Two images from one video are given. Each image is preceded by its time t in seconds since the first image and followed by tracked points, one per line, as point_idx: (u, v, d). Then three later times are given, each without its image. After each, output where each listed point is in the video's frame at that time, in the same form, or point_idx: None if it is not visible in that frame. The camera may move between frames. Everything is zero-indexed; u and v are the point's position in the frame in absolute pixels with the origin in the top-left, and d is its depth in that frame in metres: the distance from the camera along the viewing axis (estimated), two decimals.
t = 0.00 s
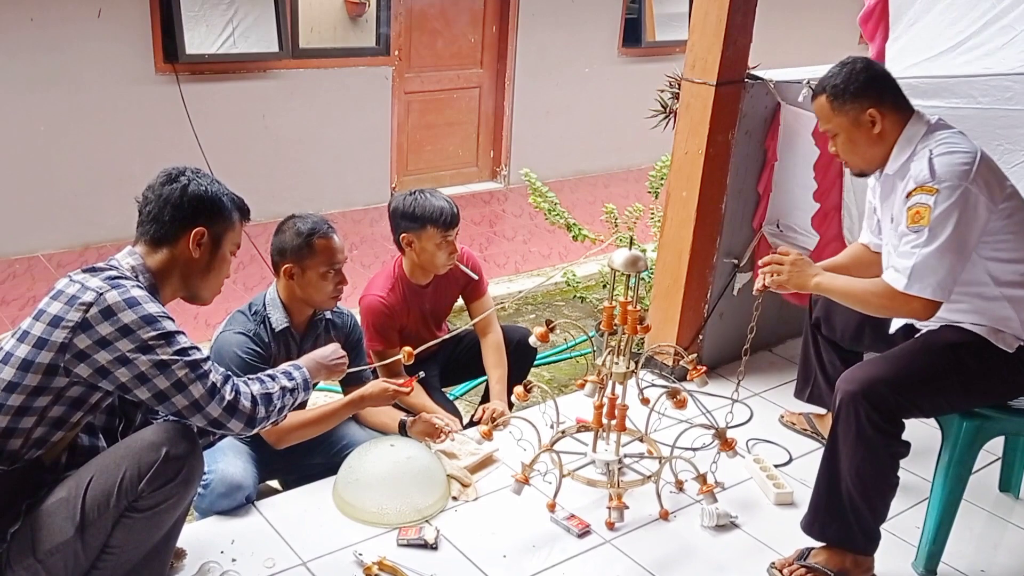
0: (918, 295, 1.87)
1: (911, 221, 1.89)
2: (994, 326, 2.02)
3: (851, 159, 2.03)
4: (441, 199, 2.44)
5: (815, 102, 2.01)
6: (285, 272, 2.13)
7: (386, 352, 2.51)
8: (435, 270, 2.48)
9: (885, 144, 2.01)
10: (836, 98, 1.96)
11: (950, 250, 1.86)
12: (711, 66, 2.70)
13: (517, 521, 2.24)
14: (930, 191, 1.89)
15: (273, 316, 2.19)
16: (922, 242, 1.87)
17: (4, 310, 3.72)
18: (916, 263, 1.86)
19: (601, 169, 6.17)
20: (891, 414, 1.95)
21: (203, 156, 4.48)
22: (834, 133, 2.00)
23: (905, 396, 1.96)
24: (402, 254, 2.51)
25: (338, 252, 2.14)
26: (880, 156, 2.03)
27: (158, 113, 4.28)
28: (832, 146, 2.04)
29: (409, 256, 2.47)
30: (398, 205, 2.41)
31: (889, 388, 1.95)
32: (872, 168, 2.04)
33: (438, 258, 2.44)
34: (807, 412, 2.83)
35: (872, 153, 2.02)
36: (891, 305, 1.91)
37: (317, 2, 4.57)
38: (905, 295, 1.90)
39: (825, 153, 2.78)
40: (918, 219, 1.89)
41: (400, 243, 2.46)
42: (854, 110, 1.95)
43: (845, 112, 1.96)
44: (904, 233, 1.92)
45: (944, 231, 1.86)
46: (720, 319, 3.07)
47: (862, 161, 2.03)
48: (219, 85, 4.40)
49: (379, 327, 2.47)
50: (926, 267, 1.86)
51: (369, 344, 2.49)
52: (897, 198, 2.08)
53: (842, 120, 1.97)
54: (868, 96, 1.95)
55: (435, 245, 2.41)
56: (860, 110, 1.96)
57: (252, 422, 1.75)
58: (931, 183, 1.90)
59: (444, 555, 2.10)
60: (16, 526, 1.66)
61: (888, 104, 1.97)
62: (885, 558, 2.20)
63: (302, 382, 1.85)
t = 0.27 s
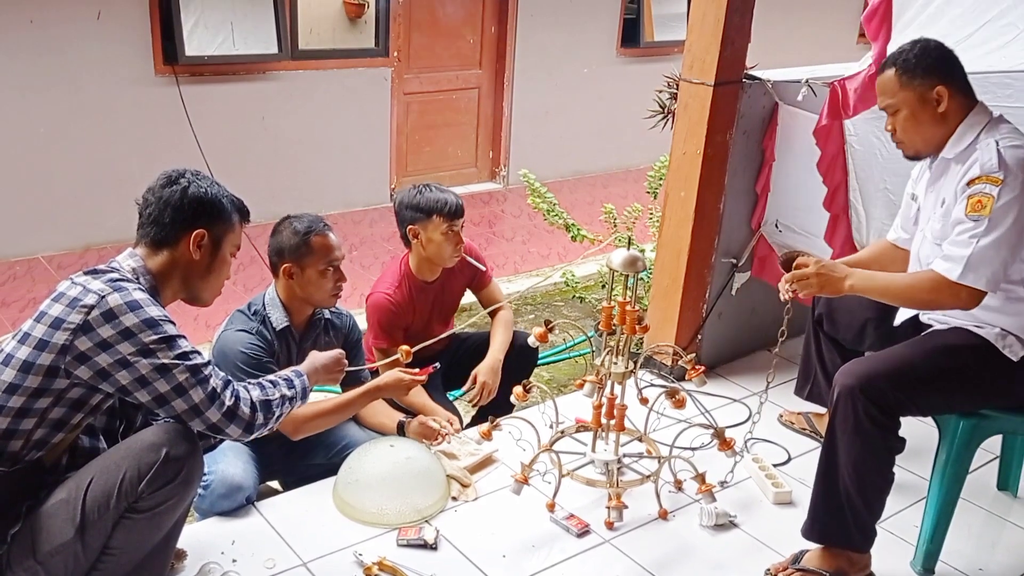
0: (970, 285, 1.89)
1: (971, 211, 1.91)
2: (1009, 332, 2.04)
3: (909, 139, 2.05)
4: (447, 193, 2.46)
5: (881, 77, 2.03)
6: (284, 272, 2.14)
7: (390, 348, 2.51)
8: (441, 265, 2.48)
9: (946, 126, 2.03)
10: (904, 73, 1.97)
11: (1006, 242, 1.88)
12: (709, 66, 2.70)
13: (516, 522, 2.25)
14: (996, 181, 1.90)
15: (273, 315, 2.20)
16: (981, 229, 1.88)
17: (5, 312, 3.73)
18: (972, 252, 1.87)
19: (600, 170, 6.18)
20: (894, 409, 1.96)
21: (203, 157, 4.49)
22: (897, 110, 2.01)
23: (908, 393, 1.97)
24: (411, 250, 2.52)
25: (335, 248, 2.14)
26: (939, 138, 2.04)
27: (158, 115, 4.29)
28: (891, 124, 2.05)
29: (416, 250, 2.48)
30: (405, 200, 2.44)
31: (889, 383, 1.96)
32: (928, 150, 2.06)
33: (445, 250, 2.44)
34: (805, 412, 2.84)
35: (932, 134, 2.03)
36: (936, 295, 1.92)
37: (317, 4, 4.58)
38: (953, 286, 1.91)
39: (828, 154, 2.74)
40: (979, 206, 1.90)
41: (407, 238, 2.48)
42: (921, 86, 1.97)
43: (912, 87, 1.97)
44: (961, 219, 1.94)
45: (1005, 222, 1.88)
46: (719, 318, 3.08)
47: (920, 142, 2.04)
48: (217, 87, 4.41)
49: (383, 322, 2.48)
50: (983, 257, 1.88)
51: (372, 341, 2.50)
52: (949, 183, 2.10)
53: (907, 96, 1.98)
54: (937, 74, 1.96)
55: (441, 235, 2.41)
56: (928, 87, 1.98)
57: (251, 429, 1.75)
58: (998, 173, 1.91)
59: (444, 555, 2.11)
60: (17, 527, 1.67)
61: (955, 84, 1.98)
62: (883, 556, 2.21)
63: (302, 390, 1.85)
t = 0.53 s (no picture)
0: (987, 274, 1.89)
1: (989, 200, 1.92)
2: (1014, 332, 2.04)
3: (935, 130, 2.06)
4: (465, 196, 2.48)
5: (912, 67, 2.04)
6: (284, 274, 2.13)
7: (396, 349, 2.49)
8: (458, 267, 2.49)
9: (973, 117, 2.03)
10: (933, 62, 1.99)
11: None
12: (708, 65, 2.70)
13: (517, 522, 2.25)
14: (1017, 170, 1.92)
15: (272, 317, 2.20)
16: (1000, 217, 1.88)
17: (4, 314, 3.73)
18: (989, 240, 1.87)
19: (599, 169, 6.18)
20: (896, 406, 1.96)
21: (202, 159, 4.48)
22: (925, 99, 2.02)
23: (910, 392, 1.97)
24: (427, 252, 2.53)
25: (335, 249, 2.14)
26: (966, 129, 2.05)
27: (157, 116, 4.29)
28: (918, 114, 2.06)
29: (433, 252, 2.49)
30: (422, 201, 2.45)
31: (893, 380, 1.96)
32: (955, 141, 2.07)
33: (462, 252, 2.45)
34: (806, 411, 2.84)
35: (959, 125, 2.04)
36: (951, 285, 1.92)
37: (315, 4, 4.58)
38: (968, 275, 1.91)
39: (828, 154, 2.75)
40: (1000, 194, 1.91)
41: (424, 240, 2.48)
42: (949, 75, 1.98)
43: (940, 77, 1.99)
44: (980, 208, 1.95)
45: None
46: (719, 318, 3.08)
47: (946, 132, 2.05)
48: (216, 88, 4.40)
49: (395, 321, 2.46)
50: (1000, 246, 1.88)
51: (380, 338, 2.46)
52: (970, 173, 2.10)
53: (935, 85, 2.00)
54: (966, 64, 1.98)
55: (459, 238, 2.42)
56: (955, 77, 1.99)
57: (249, 433, 1.75)
58: (1020, 163, 1.92)
59: (445, 556, 2.11)
60: (18, 530, 1.67)
61: (982, 74, 1.99)
62: (885, 555, 2.21)
63: (299, 394, 1.85)
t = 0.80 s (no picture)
0: (996, 268, 1.90)
1: (997, 193, 1.92)
2: (1014, 333, 2.06)
3: (947, 128, 2.07)
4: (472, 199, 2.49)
5: (921, 68, 2.07)
6: (290, 278, 2.13)
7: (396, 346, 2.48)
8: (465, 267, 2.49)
9: (984, 115, 2.04)
10: (940, 62, 2.02)
11: None
12: (707, 65, 2.71)
13: (519, 522, 2.25)
14: None
15: (273, 320, 2.20)
16: (1007, 210, 1.89)
17: (6, 316, 3.73)
18: (998, 233, 1.88)
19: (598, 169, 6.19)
20: (897, 408, 1.97)
21: (202, 160, 4.49)
22: (935, 98, 2.05)
23: (911, 394, 1.98)
24: (435, 253, 2.53)
25: (339, 256, 2.15)
26: (977, 126, 2.06)
27: (158, 117, 4.29)
28: (931, 114, 2.09)
29: (440, 253, 2.50)
30: (429, 202, 2.46)
31: (894, 382, 1.97)
32: (967, 139, 2.07)
33: (468, 253, 2.45)
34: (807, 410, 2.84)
35: (970, 122, 2.05)
36: (959, 280, 1.93)
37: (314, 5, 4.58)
38: (977, 269, 1.92)
39: (825, 155, 2.78)
40: (1007, 188, 1.92)
41: (431, 241, 2.49)
42: (957, 73, 2.00)
43: (948, 74, 2.01)
44: (988, 203, 1.95)
45: None
46: (719, 318, 3.08)
47: (958, 130, 2.06)
48: (216, 89, 4.41)
49: (400, 321, 2.46)
50: (1008, 240, 1.88)
51: (385, 337, 2.45)
52: (980, 169, 2.10)
53: (944, 83, 2.02)
54: (973, 62, 2.00)
55: (465, 238, 2.43)
56: (962, 74, 2.00)
57: (247, 439, 1.76)
58: None
59: (448, 556, 2.11)
60: (22, 531, 1.67)
61: (988, 71, 2.01)
62: (886, 555, 2.22)
63: (295, 398, 1.86)
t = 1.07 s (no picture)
0: (1014, 271, 1.89)
1: (1015, 195, 1.91)
2: None
3: (964, 129, 2.06)
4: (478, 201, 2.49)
5: (939, 70, 2.07)
6: (301, 283, 2.14)
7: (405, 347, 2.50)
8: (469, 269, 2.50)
9: (1002, 117, 2.03)
10: (958, 63, 2.02)
11: None
12: (717, 68, 2.71)
13: (527, 525, 2.26)
14: None
15: (283, 324, 2.21)
16: None
17: (19, 319, 3.76)
18: (1016, 235, 1.87)
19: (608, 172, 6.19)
20: (911, 415, 1.96)
21: (214, 164, 4.51)
22: (953, 99, 2.04)
23: (924, 401, 1.97)
24: (439, 256, 2.54)
25: (352, 263, 2.16)
26: (994, 128, 2.05)
27: (170, 122, 4.32)
28: (947, 116, 2.08)
29: (444, 256, 2.51)
30: (432, 205, 2.47)
31: (909, 392, 1.96)
32: (983, 141, 2.06)
33: (472, 255, 2.46)
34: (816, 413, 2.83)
35: (988, 124, 2.04)
36: (979, 285, 1.92)
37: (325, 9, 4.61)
38: (995, 273, 1.91)
39: (834, 157, 2.69)
40: None
41: (436, 243, 2.50)
42: (975, 74, 2.00)
43: (966, 75, 2.00)
44: (1005, 206, 1.94)
45: None
46: (729, 321, 3.08)
47: (975, 131, 2.05)
48: (227, 94, 4.44)
49: (405, 323, 2.47)
50: None
51: (392, 340, 2.48)
52: (994, 172, 2.10)
53: (962, 83, 2.01)
54: (991, 63, 1.99)
55: (468, 241, 2.43)
56: (980, 75, 2.00)
57: (253, 445, 1.76)
58: None
59: (455, 559, 2.12)
60: (33, 534, 1.69)
61: (1006, 73, 2.00)
62: (895, 558, 2.20)
63: (301, 401, 1.86)
